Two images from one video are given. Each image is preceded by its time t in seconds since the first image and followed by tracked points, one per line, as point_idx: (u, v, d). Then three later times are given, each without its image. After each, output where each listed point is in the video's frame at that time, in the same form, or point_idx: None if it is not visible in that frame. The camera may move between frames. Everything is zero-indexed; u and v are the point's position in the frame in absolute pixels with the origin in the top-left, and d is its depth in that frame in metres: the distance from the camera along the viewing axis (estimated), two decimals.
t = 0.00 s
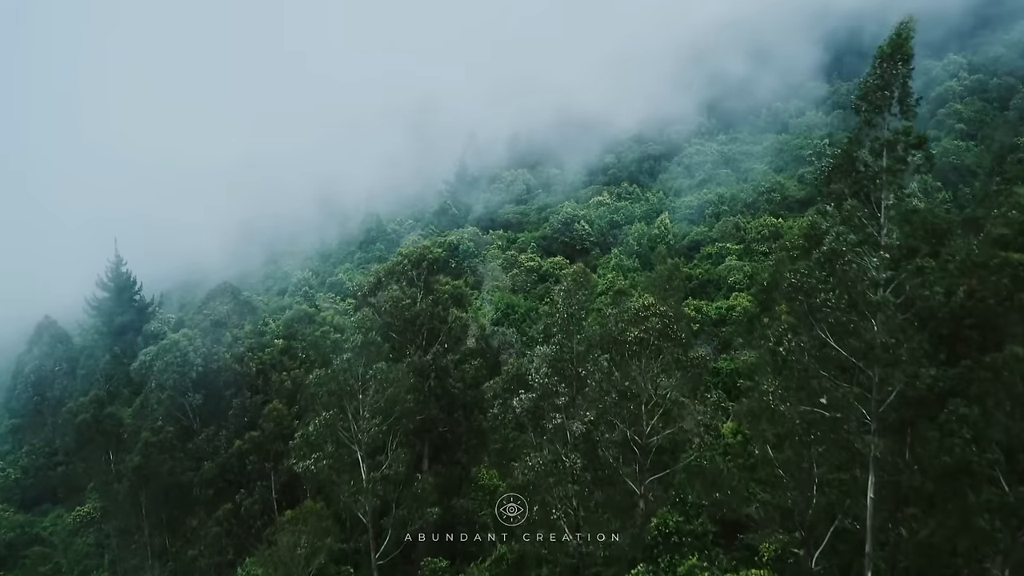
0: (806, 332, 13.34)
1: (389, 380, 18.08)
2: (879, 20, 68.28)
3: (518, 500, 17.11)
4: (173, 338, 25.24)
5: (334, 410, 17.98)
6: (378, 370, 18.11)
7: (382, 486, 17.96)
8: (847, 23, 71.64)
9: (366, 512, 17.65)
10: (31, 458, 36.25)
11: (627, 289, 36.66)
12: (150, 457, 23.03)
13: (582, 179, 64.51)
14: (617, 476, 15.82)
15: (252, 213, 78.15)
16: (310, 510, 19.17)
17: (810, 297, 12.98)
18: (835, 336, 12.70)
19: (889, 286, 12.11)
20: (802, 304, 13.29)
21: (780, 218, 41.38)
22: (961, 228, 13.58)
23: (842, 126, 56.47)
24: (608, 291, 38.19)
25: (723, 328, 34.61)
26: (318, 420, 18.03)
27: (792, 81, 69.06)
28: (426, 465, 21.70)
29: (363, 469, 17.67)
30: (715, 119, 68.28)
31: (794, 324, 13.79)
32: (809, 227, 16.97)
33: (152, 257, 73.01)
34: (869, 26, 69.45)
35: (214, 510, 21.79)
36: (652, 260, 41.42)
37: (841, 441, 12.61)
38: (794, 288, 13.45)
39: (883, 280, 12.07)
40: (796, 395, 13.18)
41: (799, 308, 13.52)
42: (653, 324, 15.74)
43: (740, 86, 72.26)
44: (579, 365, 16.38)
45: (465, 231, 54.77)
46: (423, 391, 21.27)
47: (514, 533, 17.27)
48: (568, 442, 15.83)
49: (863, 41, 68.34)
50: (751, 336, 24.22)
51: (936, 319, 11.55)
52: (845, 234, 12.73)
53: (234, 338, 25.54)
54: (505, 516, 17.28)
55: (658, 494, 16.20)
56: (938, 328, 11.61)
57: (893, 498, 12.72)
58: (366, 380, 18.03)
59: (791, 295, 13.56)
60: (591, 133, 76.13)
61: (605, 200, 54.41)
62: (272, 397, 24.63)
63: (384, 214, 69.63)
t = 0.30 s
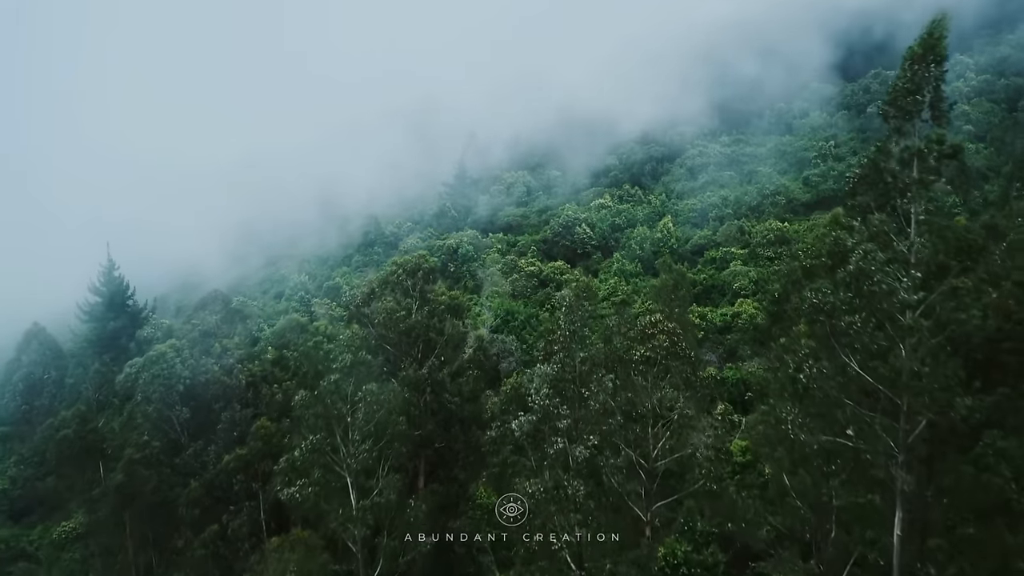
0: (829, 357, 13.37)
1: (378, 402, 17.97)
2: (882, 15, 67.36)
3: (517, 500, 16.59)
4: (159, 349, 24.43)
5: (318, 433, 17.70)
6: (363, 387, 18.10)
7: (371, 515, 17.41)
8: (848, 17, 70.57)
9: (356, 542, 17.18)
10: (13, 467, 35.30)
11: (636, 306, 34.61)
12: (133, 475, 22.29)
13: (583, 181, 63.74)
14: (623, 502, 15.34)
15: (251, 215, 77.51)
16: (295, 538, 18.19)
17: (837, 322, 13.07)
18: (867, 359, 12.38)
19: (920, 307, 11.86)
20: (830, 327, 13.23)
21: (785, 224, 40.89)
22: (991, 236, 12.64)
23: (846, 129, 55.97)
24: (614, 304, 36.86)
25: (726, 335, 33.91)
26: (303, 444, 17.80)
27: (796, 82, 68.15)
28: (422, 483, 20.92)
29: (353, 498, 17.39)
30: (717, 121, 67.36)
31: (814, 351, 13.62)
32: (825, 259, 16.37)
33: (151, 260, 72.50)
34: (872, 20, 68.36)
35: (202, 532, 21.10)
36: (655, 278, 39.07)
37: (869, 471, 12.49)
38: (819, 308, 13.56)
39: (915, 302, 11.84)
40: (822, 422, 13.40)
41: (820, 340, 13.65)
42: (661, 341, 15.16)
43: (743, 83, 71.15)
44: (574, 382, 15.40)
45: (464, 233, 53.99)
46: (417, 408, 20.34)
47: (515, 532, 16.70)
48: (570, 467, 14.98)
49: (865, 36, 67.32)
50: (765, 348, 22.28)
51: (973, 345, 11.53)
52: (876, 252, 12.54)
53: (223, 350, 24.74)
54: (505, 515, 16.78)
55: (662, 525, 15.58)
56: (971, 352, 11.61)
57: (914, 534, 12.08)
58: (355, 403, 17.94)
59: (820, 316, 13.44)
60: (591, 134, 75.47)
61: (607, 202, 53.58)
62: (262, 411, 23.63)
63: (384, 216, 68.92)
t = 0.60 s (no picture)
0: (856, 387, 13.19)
1: (366, 427, 17.81)
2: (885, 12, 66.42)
3: (519, 501, 16.06)
4: (145, 360, 23.66)
5: (302, 460, 17.50)
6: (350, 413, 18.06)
7: (359, 549, 16.95)
8: (850, 15, 69.68)
9: None
10: None
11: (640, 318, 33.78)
12: (115, 495, 21.74)
13: (582, 183, 62.88)
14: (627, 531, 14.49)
15: (250, 217, 76.81)
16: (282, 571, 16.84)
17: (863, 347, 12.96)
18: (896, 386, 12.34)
19: (956, 329, 11.62)
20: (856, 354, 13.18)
21: (790, 230, 40.20)
22: None
23: (850, 131, 55.30)
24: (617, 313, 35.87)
25: (731, 344, 33.02)
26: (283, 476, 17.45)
27: (798, 82, 67.27)
28: (416, 502, 20.02)
29: (340, 531, 17.20)
30: (719, 121, 66.41)
31: (840, 379, 13.58)
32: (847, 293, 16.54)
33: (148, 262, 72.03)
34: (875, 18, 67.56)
35: (186, 556, 20.36)
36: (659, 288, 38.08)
37: (899, 504, 12.32)
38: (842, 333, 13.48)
39: (953, 328, 11.64)
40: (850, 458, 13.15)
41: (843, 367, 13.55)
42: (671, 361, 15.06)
43: (744, 83, 70.17)
44: (571, 405, 15.39)
45: (462, 237, 53.29)
46: (409, 425, 19.58)
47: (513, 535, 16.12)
48: (571, 495, 14.64)
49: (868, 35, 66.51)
50: (776, 363, 21.98)
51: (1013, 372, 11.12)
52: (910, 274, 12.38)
53: (207, 362, 23.75)
54: (505, 517, 16.23)
55: (667, 552, 14.78)
56: (1011, 384, 11.21)
57: None
58: (341, 427, 17.86)
59: (847, 341, 13.34)
60: (592, 135, 74.54)
61: (608, 205, 52.68)
62: (255, 428, 22.26)
63: (382, 219, 68.14)
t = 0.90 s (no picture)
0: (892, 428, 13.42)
1: (348, 464, 17.17)
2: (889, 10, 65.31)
3: (517, 498, 14.76)
4: (125, 377, 22.11)
5: (282, 498, 16.87)
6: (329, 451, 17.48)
7: None
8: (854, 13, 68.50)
9: None
10: None
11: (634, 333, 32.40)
12: (93, 519, 20.56)
13: (582, 186, 61.69)
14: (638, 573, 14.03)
15: (245, 220, 75.77)
16: None
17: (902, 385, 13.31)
18: (937, 427, 12.42)
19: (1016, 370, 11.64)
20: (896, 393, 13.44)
21: (796, 235, 39.31)
22: None
23: (854, 134, 54.39)
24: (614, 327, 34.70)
25: (736, 354, 32.01)
26: (264, 512, 16.71)
27: (800, 83, 66.38)
28: (408, 523, 19.33)
29: None
30: (721, 121, 65.30)
31: (874, 422, 13.71)
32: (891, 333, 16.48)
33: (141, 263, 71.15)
34: (879, 17, 66.37)
35: None
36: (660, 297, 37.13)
37: (936, 555, 12.24)
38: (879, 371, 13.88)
39: (1005, 369, 11.62)
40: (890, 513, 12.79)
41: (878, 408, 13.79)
42: (676, 389, 15.37)
43: (745, 84, 69.28)
44: (568, 436, 14.95)
45: (460, 241, 52.30)
46: (398, 445, 18.68)
47: (515, 538, 14.70)
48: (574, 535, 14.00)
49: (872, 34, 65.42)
50: (787, 382, 22.65)
51: None
52: (956, 309, 12.65)
53: (191, 379, 22.73)
54: (504, 515, 14.91)
55: None
56: None
57: None
58: (320, 463, 17.32)
59: (885, 380, 13.74)
60: (591, 137, 73.51)
61: (609, 207, 51.64)
62: (239, 445, 22.25)
63: (379, 222, 67.15)
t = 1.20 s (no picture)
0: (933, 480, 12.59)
1: (331, 501, 17.28)
2: (893, 6, 63.90)
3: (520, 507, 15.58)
4: (102, 394, 21.29)
5: (256, 539, 16.45)
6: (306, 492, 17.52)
7: None
8: (856, 10, 67.22)
9: None
10: None
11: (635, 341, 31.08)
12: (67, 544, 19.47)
13: (581, 188, 60.68)
14: None
15: (239, 221, 74.78)
16: None
17: (940, 418, 12.86)
18: (985, 479, 11.40)
19: None
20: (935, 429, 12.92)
21: (800, 240, 38.51)
22: None
23: (857, 136, 53.48)
24: (605, 339, 33.63)
25: (740, 364, 31.09)
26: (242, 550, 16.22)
27: (802, 82, 65.34)
28: (399, 548, 19.82)
29: None
30: (721, 122, 64.47)
31: (914, 469, 12.84)
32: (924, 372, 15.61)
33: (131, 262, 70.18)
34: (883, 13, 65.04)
35: None
36: (662, 305, 36.34)
37: None
38: (926, 411, 13.13)
39: None
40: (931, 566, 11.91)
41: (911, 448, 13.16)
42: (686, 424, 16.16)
43: (746, 86, 68.40)
44: (568, 469, 15.38)
45: (456, 245, 51.47)
46: (387, 465, 19.24)
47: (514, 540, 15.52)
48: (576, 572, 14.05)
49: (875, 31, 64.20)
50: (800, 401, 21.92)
51: None
52: (1009, 346, 11.95)
53: (175, 395, 21.84)
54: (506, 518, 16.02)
55: None
56: None
57: None
58: (300, 502, 17.35)
59: (921, 418, 13.19)
60: (591, 138, 72.49)
61: (608, 210, 50.77)
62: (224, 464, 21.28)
63: (375, 225, 66.24)
